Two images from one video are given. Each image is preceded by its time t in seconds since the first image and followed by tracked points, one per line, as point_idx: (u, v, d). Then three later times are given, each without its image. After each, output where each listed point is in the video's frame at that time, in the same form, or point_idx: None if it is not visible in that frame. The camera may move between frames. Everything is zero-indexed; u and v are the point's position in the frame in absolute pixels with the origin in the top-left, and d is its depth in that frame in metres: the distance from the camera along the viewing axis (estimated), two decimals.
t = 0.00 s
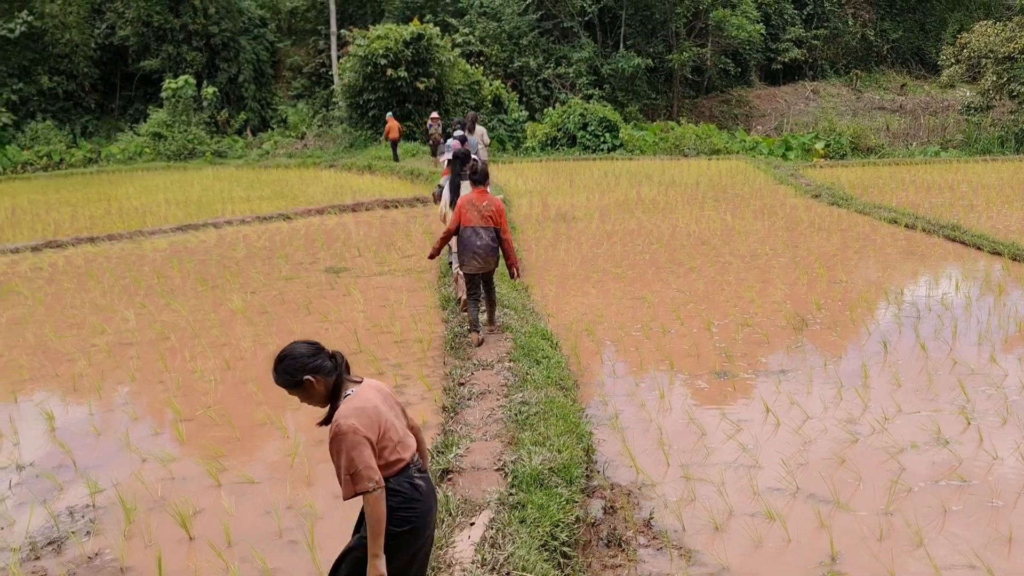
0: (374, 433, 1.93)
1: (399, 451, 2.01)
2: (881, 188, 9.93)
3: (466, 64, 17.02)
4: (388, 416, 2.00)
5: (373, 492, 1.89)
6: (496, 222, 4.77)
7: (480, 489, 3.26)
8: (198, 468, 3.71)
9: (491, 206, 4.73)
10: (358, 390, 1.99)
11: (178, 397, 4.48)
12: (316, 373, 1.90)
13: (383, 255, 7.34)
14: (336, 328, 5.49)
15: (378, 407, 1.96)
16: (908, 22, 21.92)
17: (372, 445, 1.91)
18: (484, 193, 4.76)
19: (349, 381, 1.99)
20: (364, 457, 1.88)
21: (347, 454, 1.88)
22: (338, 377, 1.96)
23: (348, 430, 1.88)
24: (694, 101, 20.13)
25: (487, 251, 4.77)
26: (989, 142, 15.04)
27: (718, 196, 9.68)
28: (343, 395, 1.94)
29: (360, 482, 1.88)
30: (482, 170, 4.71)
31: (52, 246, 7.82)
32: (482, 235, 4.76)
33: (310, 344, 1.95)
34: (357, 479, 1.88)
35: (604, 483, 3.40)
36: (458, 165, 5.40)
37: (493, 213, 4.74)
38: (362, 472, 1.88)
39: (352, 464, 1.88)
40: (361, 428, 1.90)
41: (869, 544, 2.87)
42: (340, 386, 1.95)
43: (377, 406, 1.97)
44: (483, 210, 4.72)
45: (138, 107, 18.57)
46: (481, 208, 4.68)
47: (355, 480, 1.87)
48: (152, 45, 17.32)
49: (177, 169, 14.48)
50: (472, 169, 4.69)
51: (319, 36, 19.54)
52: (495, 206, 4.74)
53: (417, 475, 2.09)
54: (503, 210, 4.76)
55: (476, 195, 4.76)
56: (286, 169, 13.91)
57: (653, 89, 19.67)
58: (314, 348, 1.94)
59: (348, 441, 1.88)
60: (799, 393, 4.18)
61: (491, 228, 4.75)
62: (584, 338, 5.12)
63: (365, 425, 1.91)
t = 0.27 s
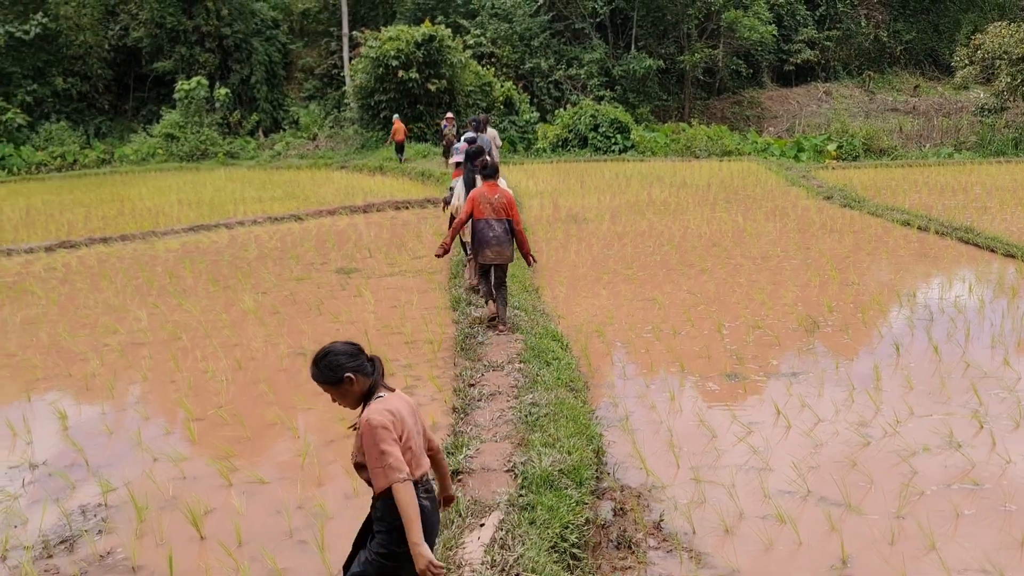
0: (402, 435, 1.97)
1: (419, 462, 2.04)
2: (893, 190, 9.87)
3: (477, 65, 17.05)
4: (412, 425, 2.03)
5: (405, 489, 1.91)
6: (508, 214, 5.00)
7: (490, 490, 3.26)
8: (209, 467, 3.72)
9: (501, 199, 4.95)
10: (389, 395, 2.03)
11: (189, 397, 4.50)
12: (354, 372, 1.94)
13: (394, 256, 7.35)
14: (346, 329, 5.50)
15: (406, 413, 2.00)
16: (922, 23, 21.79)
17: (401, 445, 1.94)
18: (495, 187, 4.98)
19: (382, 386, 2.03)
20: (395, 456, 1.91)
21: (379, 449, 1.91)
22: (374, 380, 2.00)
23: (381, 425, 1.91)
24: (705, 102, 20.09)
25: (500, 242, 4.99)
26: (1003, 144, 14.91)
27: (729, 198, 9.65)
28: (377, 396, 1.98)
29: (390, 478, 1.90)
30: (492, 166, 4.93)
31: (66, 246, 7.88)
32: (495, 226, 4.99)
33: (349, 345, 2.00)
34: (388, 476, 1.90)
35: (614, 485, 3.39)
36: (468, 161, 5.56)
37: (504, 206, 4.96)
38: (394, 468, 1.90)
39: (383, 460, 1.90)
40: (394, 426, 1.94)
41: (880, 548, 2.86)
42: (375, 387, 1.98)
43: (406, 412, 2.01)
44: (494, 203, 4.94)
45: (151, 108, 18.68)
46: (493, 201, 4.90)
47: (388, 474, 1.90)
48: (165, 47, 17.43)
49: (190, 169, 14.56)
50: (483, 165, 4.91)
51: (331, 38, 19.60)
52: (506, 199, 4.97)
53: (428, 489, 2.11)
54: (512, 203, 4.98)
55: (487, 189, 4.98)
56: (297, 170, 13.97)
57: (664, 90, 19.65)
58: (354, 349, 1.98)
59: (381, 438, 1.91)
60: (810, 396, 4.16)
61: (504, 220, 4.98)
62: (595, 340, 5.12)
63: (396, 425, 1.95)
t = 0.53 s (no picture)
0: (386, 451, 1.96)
1: (419, 472, 2.02)
2: (899, 191, 9.85)
3: (482, 66, 17.08)
4: (407, 440, 2.01)
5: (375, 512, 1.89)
6: (510, 213, 5.05)
7: (493, 491, 3.25)
8: (214, 467, 3.73)
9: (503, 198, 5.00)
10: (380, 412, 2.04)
11: (194, 397, 4.51)
12: (340, 395, 1.98)
13: (398, 256, 7.36)
14: (351, 329, 5.51)
15: (395, 427, 1.99)
16: (928, 24, 21.74)
17: (381, 462, 1.94)
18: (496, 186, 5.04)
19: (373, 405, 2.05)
20: (372, 475, 1.91)
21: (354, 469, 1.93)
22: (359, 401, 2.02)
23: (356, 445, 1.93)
24: (710, 103, 20.09)
25: (503, 241, 5.04)
26: (1010, 145, 14.85)
27: (734, 198, 9.64)
28: (364, 414, 2.00)
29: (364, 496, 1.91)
30: (492, 165, 4.97)
31: (72, 247, 7.91)
32: (498, 224, 5.05)
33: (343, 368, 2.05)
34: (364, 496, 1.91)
35: (618, 486, 3.39)
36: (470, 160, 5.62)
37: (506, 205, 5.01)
38: (367, 487, 1.91)
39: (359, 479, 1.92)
40: (373, 444, 1.94)
41: (884, 549, 2.85)
42: (362, 409, 2.01)
43: (398, 427, 2.00)
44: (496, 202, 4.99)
45: (157, 109, 18.75)
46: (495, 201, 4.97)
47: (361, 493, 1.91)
48: (171, 48, 17.49)
49: (195, 170, 14.60)
50: (484, 164, 4.96)
51: (337, 39, 19.64)
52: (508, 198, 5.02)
53: (442, 496, 2.08)
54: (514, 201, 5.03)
55: (488, 189, 5.03)
56: (303, 170, 14.01)
57: (669, 91, 19.64)
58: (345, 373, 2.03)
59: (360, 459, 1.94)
60: (816, 397, 4.15)
61: (506, 218, 5.04)
62: (599, 341, 5.12)
63: (377, 441, 1.95)
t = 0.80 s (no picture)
0: (391, 453, 1.94)
1: (425, 463, 2.02)
2: (901, 192, 9.84)
3: (484, 67, 17.10)
4: (406, 436, 2.00)
5: (395, 516, 1.90)
6: (505, 210, 5.13)
7: (495, 492, 3.25)
8: (216, 468, 3.72)
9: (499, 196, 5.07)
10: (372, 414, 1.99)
11: (196, 398, 4.51)
12: (331, 407, 1.91)
13: (400, 257, 7.36)
14: (353, 330, 5.51)
15: (393, 427, 1.96)
16: (930, 24, 21.74)
17: (389, 465, 1.92)
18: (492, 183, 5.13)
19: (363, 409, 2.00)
20: (385, 481, 1.90)
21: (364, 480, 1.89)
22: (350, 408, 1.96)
23: (362, 455, 1.89)
24: (712, 104, 20.09)
25: (499, 237, 5.13)
26: (1012, 146, 14.83)
27: (736, 199, 9.64)
28: (357, 420, 1.95)
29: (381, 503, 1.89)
30: (489, 163, 5.03)
31: (74, 248, 7.92)
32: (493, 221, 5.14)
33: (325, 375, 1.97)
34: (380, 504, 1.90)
35: (620, 487, 3.38)
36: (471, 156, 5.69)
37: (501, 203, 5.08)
38: (383, 494, 1.89)
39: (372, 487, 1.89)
40: (379, 449, 1.91)
41: (887, 550, 2.84)
42: (355, 417, 1.95)
43: (395, 426, 1.97)
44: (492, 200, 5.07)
45: (159, 110, 18.78)
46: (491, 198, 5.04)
47: (377, 502, 1.89)
48: (174, 49, 17.50)
49: (197, 171, 14.61)
50: (481, 162, 5.02)
51: (339, 40, 19.66)
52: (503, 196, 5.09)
53: (448, 483, 2.11)
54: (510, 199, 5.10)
55: (485, 186, 5.10)
56: (305, 172, 14.02)
57: (672, 92, 19.63)
58: (327, 381, 1.94)
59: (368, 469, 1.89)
60: (817, 397, 4.15)
61: (502, 215, 5.13)
62: (601, 342, 5.11)
63: (382, 445, 1.92)
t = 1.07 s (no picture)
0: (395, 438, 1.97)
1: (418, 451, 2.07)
2: (901, 192, 9.85)
3: (484, 68, 17.11)
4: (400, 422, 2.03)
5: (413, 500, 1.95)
6: (500, 208, 5.42)
7: (495, 492, 3.25)
8: (216, 469, 3.73)
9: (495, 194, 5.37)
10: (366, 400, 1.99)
11: (196, 399, 4.51)
12: (329, 391, 1.88)
13: (400, 258, 7.36)
14: (353, 331, 5.51)
15: (392, 414, 1.99)
16: (929, 25, 21.75)
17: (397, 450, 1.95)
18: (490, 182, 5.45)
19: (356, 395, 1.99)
20: (398, 466, 1.92)
21: (379, 467, 1.90)
22: (346, 394, 1.94)
23: (375, 442, 1.89)
24: (712, 104, 20.09)
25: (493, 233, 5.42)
26: (1012, 146, 14.83)
27: (736, 199, 9.64)
28: (357, 408, 1.94)
29: (398, 489, 1.92)
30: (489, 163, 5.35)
31: (74, 249, 7.92)
32: (487, 218, 5.46)
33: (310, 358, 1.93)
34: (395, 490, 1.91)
35: (620, 487, 3.38)
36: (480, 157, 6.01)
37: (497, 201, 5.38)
38: (400, 481, 1.92)
39: (385, 473, 1.91)
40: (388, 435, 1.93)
41: (887, 550, 2.84)
42: (350, 402, 1.94)
43: (392, 412, 2.00)
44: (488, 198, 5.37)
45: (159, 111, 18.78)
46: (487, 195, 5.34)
47: (395, 488, 1.92)
48: (174, 50, 17.49)
49: (197, 172, 14.61)
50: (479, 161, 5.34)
51: (339, 41, 19.66)
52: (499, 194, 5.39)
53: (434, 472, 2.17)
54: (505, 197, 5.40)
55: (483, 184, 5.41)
56: (305, 172, 14.02)
57: (672, 93, 19.62)
58: (316, 364, 1.91)
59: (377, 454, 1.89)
60: (818, 398, 4.15)
61: (496, 213, 5.44)
62: (601, 342, 5.11)
63: (389, 432, 1.94)
